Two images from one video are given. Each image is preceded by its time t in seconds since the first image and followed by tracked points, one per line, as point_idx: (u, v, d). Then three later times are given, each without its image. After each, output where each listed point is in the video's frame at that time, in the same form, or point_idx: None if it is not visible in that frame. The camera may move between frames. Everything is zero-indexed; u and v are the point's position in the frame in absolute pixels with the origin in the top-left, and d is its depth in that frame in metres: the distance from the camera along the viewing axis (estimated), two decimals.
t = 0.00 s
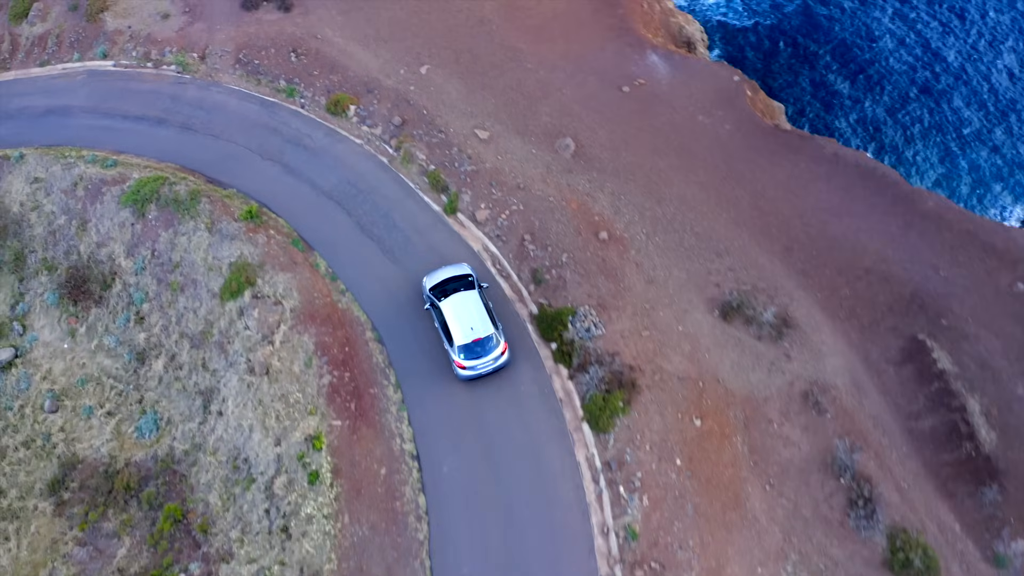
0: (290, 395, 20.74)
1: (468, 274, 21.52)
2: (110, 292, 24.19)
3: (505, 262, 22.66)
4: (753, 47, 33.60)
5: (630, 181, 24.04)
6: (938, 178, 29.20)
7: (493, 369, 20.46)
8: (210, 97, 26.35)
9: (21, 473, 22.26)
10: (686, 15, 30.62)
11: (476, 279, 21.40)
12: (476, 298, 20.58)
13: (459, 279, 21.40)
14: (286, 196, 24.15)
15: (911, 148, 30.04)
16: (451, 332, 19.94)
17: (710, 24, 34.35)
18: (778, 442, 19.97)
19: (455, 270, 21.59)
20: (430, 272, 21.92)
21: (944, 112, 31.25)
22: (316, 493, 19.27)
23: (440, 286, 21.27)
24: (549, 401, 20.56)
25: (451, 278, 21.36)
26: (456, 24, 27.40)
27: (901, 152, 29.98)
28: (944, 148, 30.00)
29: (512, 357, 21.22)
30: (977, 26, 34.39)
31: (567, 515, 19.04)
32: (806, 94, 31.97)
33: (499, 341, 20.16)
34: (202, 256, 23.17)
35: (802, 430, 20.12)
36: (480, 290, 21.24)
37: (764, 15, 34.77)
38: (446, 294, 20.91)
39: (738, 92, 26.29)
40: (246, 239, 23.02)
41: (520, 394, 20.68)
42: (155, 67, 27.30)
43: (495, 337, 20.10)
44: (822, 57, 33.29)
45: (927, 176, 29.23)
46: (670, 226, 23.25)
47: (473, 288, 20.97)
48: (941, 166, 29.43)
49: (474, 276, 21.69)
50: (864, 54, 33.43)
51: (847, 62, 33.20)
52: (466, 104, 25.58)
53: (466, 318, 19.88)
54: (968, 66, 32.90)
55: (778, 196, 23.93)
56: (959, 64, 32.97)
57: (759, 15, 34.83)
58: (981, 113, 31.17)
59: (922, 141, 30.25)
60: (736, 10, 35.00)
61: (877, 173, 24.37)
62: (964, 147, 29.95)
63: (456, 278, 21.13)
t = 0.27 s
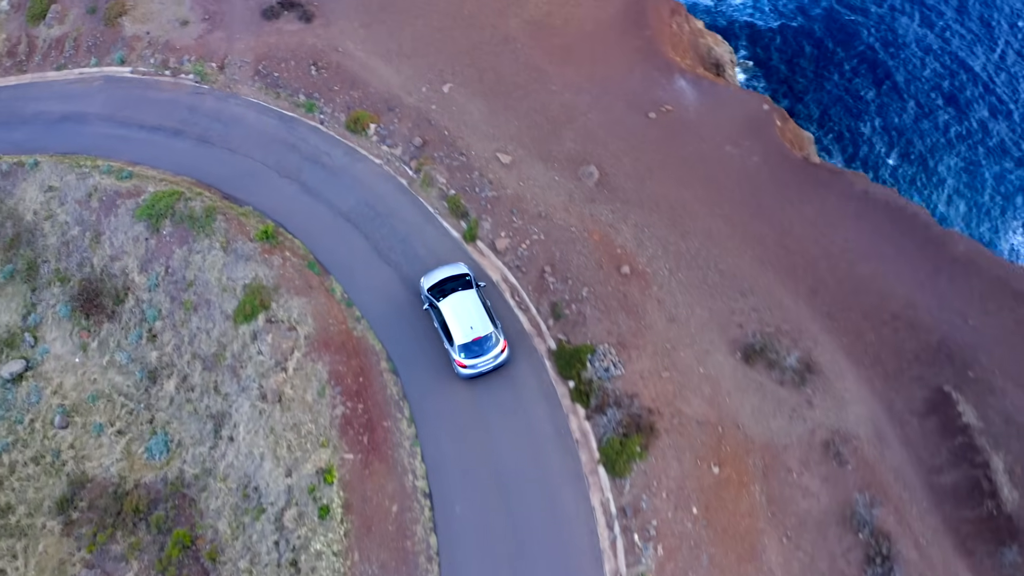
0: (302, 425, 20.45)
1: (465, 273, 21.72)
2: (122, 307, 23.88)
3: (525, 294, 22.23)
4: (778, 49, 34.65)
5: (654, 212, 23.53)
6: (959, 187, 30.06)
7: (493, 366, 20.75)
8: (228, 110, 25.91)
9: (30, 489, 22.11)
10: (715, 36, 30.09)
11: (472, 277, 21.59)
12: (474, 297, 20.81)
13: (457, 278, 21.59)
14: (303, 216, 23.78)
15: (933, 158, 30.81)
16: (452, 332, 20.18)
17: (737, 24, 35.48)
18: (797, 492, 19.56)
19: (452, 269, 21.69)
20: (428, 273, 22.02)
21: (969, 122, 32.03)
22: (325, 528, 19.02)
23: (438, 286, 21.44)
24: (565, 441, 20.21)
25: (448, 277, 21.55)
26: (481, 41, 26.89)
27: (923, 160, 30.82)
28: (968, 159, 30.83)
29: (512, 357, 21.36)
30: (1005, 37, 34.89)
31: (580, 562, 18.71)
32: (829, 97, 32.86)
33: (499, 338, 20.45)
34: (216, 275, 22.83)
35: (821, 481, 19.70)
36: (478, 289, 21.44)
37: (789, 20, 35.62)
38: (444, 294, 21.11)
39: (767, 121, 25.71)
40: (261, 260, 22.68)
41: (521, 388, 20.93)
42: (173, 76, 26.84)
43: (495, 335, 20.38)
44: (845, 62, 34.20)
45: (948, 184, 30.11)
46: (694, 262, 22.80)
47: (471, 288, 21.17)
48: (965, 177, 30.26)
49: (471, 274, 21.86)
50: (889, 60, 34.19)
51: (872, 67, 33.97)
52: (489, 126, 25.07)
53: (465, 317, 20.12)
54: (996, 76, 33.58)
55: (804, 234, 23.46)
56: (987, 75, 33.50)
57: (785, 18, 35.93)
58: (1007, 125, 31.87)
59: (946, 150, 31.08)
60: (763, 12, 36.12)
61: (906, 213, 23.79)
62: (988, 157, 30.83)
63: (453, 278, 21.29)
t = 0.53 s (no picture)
0: (317, 456, 20.16)
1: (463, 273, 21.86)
2: (138, 323, 23.60)
3: (547, 330, 21.81)
4: (801, 54, 34.71)
5: (681, 248, 23.02)
6: (981, 200, 29.84)
7: (495, 364, 20.93)
8: (249, 123, 25.48)
9: (40, 504, 21.91)
10: (747, 59, 29.52)
11: (470, 276, 21.73)
12: (473, 296, 20.96)
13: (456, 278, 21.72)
14: (323, 238, 23.41)
15: (955, 172, 30.55)
16: (453, 332, 20.32)
17: (761, 27, 35.60)
18: (817, 545, 19.14)
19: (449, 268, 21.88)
20: (427, 273, 22.16)
21: (994, 136, 31.64)
22: (339, 564, 18.70)
23: (437, 286, 21.55)
24: (582, 483, 19.88)
25: (447, 277, 21.67)
26: (508, 60, 26.30)
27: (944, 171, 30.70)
28: (990, 173, 30.55)
29: (532, 397, 20.93)
30: None
31: None
32: (851, 104, 32.81)
33: (500, 336, 20.64)
34: (233, 296, 22.46)
35: (843, 535, 19.28)
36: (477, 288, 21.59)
37: (812, 29, 35.61)
38: (444, 294, 21.22)
39: (799, 154, 25.05)
40: (279, 282, 22.31)
41: (530, 414, 20.76)
42: (194, 85, 26.38)
43: (495, 333, 20.55)
44: (868, 70, 34.12)
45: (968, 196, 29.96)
46: (720, 301, 22.32)
47: (470, 287, 21.31)
48: (986, 193, 30.01)
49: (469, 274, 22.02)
50: (913, 70, 33.94)
51: (895, 76, 33.85)
52: (515, 150, 24.51)
53: (466, 317, 20.26)
54: (1023, 89, 33.21)
55: (833, 276, 22.95)
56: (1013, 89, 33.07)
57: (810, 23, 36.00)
58: None
59: (968, 161, 30.86)
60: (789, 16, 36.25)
61: (938, 257, 23.22)
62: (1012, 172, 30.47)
63: (452, 277, 21.41)
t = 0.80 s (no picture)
0: (337, 494, 19.81)
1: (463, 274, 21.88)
2: (158, 342, 23.26)
3: (575, 374, 21.34)
4: (832, 62, 34.24)
5: (714, 293, 22.52)
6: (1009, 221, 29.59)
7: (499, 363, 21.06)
8: (277, 141, 25.01)
9: (55, 524, 21.73)
10: (787, 91, 28.73)
11: (470, 277, 21.77)
12: (475, 297, 21.04)
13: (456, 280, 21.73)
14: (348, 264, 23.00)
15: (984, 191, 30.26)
16: (457, 333, 20.40)
17: (794, 32, 35.14)
18: None
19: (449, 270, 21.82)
20: (427, 274, 22.13)
21: None
22: None
23: (438, 288, 21.58)
24: (605, 535, 19.49)
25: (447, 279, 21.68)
26: (544, 86, 25.71)
27: (970, 187, 30.42)
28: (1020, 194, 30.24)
29: (556, 444, 20.44)
30: None
31: None
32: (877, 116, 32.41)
33: (503, 335, 20.80)
34: (256, 322, 22.09)
35: None
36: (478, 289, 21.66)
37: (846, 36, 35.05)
38: (445, 296, 21.26)
39: (839, 198, 24.34)
40: (304, 311, 21.91)
41: (541, 424, 20.68)
42: (222, 97, 25.88)
43: (499, 333, 20.70)
44: (898, 80, 33.56)
45: (996, 214, 29.72)
46: (753, 351, 21.84)
47: (471, 288, 21.36)
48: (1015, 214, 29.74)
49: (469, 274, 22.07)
50: (947, 82, 33.38)
51: (925, 88, 33.30)
52: (548, 181, 23.95)
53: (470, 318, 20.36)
54: None
55: (868, 328, 22.43)
56: None
57: (844, 29, 35.42)
58: None
59: (996, 179, 30.60)
60: (823, 22, 35.68)
61: (977, 314, 22.61)
62: None
63: (453, 278, 21.44)
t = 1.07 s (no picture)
0: (356, 529, 19.52)
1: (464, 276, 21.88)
2: (178, 360, 22.98)
3: (600, 415, 20.98)
4: (858, 69, 33.51)
5: (744, 334, 22.06)
6: None
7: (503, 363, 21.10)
8: (303, 159, 24.59)
9: (70, 541, 21.59)
10: (823, 122, 28.14)
11: (471, 279, 21.76)
12: (478, 298, 21.06)
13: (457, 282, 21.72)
14: (372, 289, 22.63)
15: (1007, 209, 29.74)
16: (461, 335, 20.42)
17: (821, 38, 34.44)
18: None
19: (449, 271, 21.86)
20: (428, 277, 22.15)
21: None
22: None
23: (439, 291, 21.54)
24: None
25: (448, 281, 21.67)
26: (577, 111, 25.19)
27: (994, 203, 29.90)
28: None
29: (579, 487, 20.10)
30: None
31: None
32: (902, 127, 31.73)
33: (507, 335, 20.85)
34: (279, 346, 21.75)
35: None
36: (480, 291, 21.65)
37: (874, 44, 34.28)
38: (447, 299, 21.24)
39: (874, 239, 23.73)
40: (327, 337, 21.54)
41: (564, 463, 20.36)
42: (248, 109, 25.46)
43: (503, 333, 20.75)
44: (924, 91, 32.83)
45: (1015, 229, 29.29)
46: (782, 397, 21.40)
47: (473, 290, 21.36)
48: None
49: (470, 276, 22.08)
50: (973, 96, 32.73)
51: (951, 101, 32.61)
52: (578, 211, 23.45)
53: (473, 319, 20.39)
54: None
55: (901, 376, 21.93)
56: None
57: (872, 37, 34.67)
58: None
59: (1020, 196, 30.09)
60: (850, 29, 34.96)
61: (1012, 365, 21.97)
62: None
63: (454, 281, 21.42)
